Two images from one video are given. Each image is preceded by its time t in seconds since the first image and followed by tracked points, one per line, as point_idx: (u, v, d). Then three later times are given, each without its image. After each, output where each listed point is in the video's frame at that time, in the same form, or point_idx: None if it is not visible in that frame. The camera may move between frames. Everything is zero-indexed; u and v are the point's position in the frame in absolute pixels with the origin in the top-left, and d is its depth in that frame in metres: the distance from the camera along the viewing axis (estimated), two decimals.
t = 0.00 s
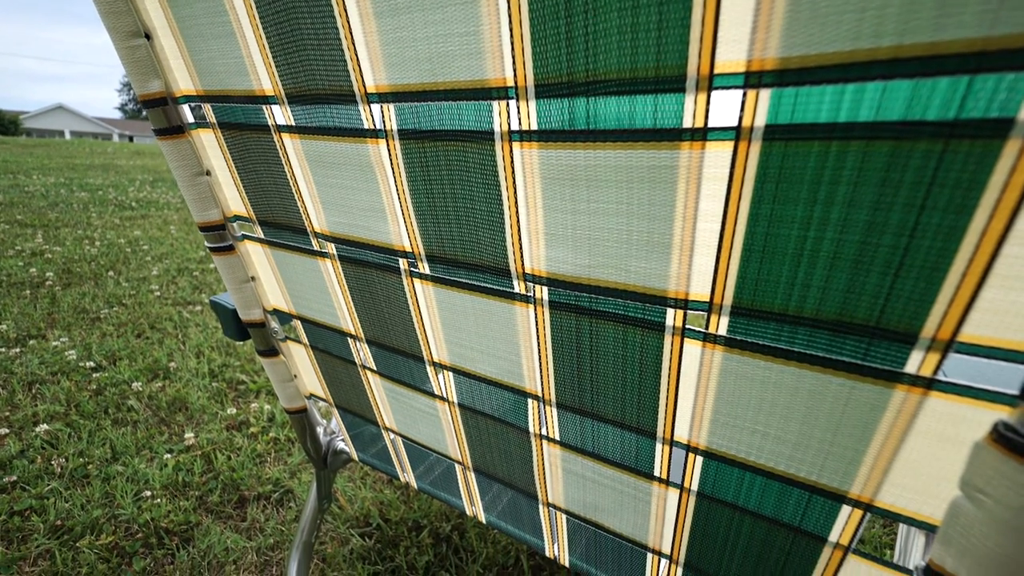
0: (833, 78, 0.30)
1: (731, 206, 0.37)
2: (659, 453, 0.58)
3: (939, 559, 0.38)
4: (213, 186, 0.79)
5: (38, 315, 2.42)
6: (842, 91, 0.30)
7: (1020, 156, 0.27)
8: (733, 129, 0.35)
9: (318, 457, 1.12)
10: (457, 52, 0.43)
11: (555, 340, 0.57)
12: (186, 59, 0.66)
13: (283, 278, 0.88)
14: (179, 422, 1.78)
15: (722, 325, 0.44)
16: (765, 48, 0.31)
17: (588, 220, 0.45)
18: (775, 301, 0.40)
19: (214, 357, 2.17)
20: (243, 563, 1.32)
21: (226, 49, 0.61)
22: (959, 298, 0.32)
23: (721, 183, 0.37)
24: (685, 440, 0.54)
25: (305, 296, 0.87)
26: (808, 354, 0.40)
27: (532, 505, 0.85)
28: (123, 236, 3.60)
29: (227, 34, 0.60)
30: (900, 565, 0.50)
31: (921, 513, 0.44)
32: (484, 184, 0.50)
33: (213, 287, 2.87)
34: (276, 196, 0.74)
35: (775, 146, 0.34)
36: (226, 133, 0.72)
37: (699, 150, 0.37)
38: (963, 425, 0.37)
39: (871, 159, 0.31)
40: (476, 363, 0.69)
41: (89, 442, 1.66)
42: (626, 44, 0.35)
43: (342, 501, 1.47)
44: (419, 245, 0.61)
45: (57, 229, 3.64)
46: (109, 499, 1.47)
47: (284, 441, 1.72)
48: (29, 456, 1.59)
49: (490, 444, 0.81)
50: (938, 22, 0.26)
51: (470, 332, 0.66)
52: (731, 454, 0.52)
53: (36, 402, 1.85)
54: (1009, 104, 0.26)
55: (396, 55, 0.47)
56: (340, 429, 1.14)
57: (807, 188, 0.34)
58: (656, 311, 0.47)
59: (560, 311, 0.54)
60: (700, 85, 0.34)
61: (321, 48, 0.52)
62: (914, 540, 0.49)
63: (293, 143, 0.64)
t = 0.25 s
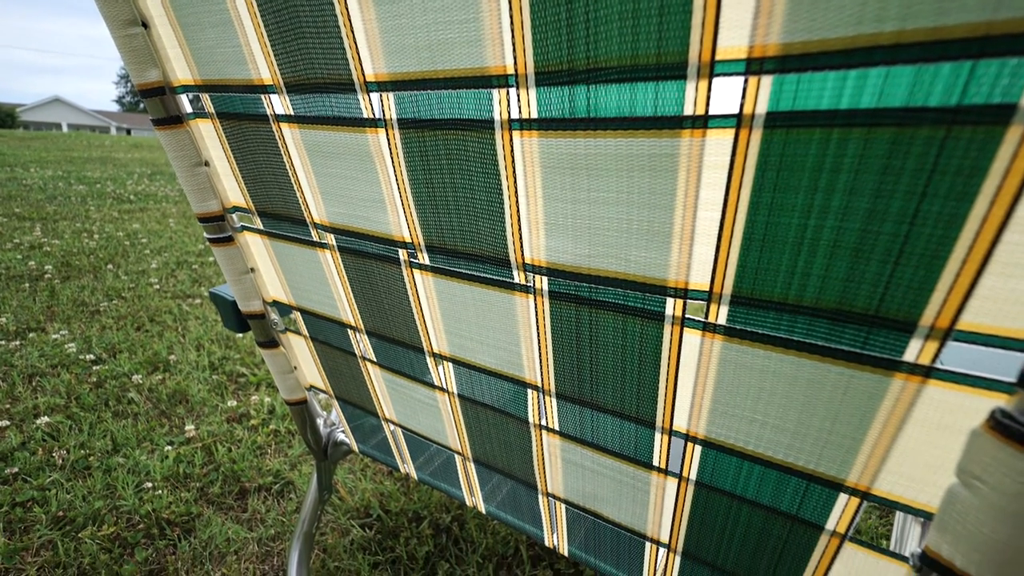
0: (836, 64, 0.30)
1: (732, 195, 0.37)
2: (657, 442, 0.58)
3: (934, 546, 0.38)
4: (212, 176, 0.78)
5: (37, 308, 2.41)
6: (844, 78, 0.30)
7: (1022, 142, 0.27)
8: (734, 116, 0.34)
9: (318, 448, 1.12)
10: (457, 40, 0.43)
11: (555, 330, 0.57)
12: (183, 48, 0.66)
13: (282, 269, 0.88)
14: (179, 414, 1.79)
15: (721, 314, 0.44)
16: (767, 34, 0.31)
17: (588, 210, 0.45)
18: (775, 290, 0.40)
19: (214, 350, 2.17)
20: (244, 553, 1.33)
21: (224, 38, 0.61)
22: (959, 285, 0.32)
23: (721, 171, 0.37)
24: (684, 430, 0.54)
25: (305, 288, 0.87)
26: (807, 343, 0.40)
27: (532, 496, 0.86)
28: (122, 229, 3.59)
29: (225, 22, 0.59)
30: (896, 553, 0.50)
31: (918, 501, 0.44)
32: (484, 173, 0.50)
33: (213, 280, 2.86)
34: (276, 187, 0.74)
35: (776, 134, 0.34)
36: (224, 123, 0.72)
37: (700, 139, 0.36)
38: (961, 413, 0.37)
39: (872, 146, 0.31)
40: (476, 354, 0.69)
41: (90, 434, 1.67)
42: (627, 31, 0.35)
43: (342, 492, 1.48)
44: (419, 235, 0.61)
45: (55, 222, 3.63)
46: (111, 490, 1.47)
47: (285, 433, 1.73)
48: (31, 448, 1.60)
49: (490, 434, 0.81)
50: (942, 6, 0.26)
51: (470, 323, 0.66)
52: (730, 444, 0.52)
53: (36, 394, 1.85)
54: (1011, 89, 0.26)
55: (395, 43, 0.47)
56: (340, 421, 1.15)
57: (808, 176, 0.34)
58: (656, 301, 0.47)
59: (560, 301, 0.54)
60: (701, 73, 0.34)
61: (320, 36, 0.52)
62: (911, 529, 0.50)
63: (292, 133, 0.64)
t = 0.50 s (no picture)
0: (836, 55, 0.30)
1: (732, 187, 0.38)
2: (657, 434, 0.58)
3: (931, 535, 0.39)
4: (211, 171, 0.78)
5: (37, 304, 2.41)
6: (844, 69, 0.30)
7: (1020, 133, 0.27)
8: (734, 108, 0.35)
9: (319, 442, 1.13)
10: (457, 32, 0.43)
11: (555, 323, 0.57)
12: (182, 42, 0.65)
13: (282, 264, 0.88)
14: (180, 409, 1.79)
15: (721, 307, 0.44)
16: (768, 26, 0.31)
17: (588, 203, 0.45)
18: (774, 282, 0.40)
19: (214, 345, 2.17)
20: (246, 547, 1.34)
21: (223, 31, 0.61)
22: (957, 276, 0.32)
23: (721, 163, 0.37)
24: (684, 422, 0.55)
25: (305, 282, 0.87)
26: (806, 335, 0.41)
27: (532, 488, 0.86)
28: (121, 225, 3.59)
29: (224, 15, 0.59)
30: (892, 542, 0.51)
31: (915, 491, 0.44)
32: (484, 166, 0.50)
33: (212, 276, 2.86)
34: (276, 182, 0.74)
35: (775, 126, 0.34)
36: (223, 117, 0.71)
37: (700, 131, 0.36)
38: (958, 403, 0.38)
39: (872, 138, 0.31)
40: (476, 347, 0.69)
41: (91, 429, 1.67)
42: (627, 23, 0.35)
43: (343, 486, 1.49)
44: (418, 229, 0.61)
45: (53, 218, 3.62)
46: (112, 485, 1.48)
47: (285, 428, 1.73)
48: (32, 443, 1.61)
49: (491, 428, 0.82)
50: None
51: (470, 316, 0.66)
52: (729, 435, 0.52)
53: (37, 390, 1.85)
54: (1010, 80, 0.26)
55: (395, 36, 0.47)
56: (341, 415, 1.15)
57: (808, 168, 0.34)
58: (656, 294, 0.47)
59: (560, 294, 0.54)
60: (702, 64, 0.34)
61: (320, 29, 0.52)
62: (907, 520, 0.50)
63: (291, 127, 0.64)
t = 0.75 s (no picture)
0: (839, 37, 0.30)
1: (734, 172, 0.38)
2: (658, 419, 0.59)
3: (928, 515, 0.39)
4: (213, 159, 0.78)
5: (39, 295, 2.42)
6: (848, 52, 0.30)
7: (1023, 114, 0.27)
8: (737, 92, 0.34)
9: (322, 431, 1.14)
10: (459, 17, 0.43)
11: (557, 310, 0.57)
12: (182, 29, 0.65)
13: (284, 252, 0.88)
14: (184, 399, 1.81)
15: (722, 292, 0.44)
16: (771, 8, 0.31)
17: (590, 188, 0.45)
18: (776, 266, 0.40)
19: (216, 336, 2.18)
20: (251, 534, 1.35)
21: (223, 17, 0.60)
22: (958, 259, 0.33)
23: (724, 147, 0.37)
24: (684, 407, 0.55)
25: (307, 271, 0.88)
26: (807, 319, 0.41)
27: (534, 474, 0.87)
28: (121, 217, 3.59)
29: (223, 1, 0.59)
30: (890, 524, 0.51)
31: (913, 473, 0.45)
32: (487, 152, 0.50)
33: (213, 267, 2.86)
34: (277, 170, 0.74)
35: (778, 110, 0.34)
36: (223, 105, 0.71)
37: (703, 115, 0.36)
38: (957, 385, 0.38)
39: (874, 121, 0.31)
40: (478, 334, 0.70)
41: (96, 419, 1.68)
42: (630, 6, 0.35)
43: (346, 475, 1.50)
44: (421, 216, 0.61)
45: (54, 210, 3.62)
46: (118, 474, 1.49)
47: (288, 417, 1.75)
48: (38, 433, 1.62)
49: (493, 415, 0.82)
50: None
51: (473, 304, 0.66)
52: (729, 420, 0.53)
53: (41, 380, 1.86)
54: (1014, 61, 0.26)
55: (396, 21, 0.47)
56: (344, 403, 1.16)
57: (810, 151, 0.34)
58: (657, 280, 0.47)
59: (562, 281, 0.54)
60: (705, 48, 0.34)
61: (321, 15, 0.52)
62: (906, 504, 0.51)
63: (293, 114, 0.64)
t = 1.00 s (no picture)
0: (840, 23, 0.30)
1: (734, 160, 0.38)
2: (656, 409, 0.59)
3: (923, 503, 0.39)
4: (211, 149, 0.78)
5: (38, 288, 2.42)
6: (849, 38, 0.30)
7: None
8: (737, 79, 0.34)
9: (322, 422, 1.14)
10: (457, 4, 0.42)
11: (556, 300, 0.57)
12: (178, 16, 0.64)
13: (283, 243, 0.88)
14: (183, 390, 1.81)
15: (721, 281, 0.44)
16: None
17: (590, 177, 0.45)
18: (774, 255, 0.40)
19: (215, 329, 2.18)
20: (251, 524, 1.36)
21: (219, 5, 0.60)
22: (956, 248, 0.33)
23: (723, 136, 0.37)
24: (683, 397, 0.55)
25: (306, 262, 0.88)
26: (805, 308, 0.41)
27: (532, 465, 0.88)
28: (119, 209, 3.57)
29: None
30: (886, 513, 0.52)
31: (909, 462, 0.45)
32: (486, 141, 0.49)
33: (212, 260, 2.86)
34: (276, 161, 0.73)
35: (779, 97, 0.34)
36: (221, 95, 0.71)
37: (703, 103, 0.36)
38: (955, 374, 0.38)
39: (875, 108, 0.31)
40: (477, 325, 0.70)
41: (96, 410, 1.69)
42: None
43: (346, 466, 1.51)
44: (420, 206, 0.61)
45: (51, 203, 3.60)
46: (118, 465, 1.50)
47: (288, 409, 1.75)
48: (38, 424, 1.62)
49: (492, 406, 0.83)
50: None
51: (471, 294, 0.66)
52: (727, 409, 0.53)
53: (41, 372, 1.87)
54: (1016, 48, 0.26)
55: (395, 9, 0.46)
56: (343, 395, 1.16)
57: (810, 139, 0.34)
58: (656, 269, 0.47)
59: (561, 271, 0.54)
60: (705, 34, 0.34)
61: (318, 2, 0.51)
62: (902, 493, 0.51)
63: (291, 104, 0.64)
